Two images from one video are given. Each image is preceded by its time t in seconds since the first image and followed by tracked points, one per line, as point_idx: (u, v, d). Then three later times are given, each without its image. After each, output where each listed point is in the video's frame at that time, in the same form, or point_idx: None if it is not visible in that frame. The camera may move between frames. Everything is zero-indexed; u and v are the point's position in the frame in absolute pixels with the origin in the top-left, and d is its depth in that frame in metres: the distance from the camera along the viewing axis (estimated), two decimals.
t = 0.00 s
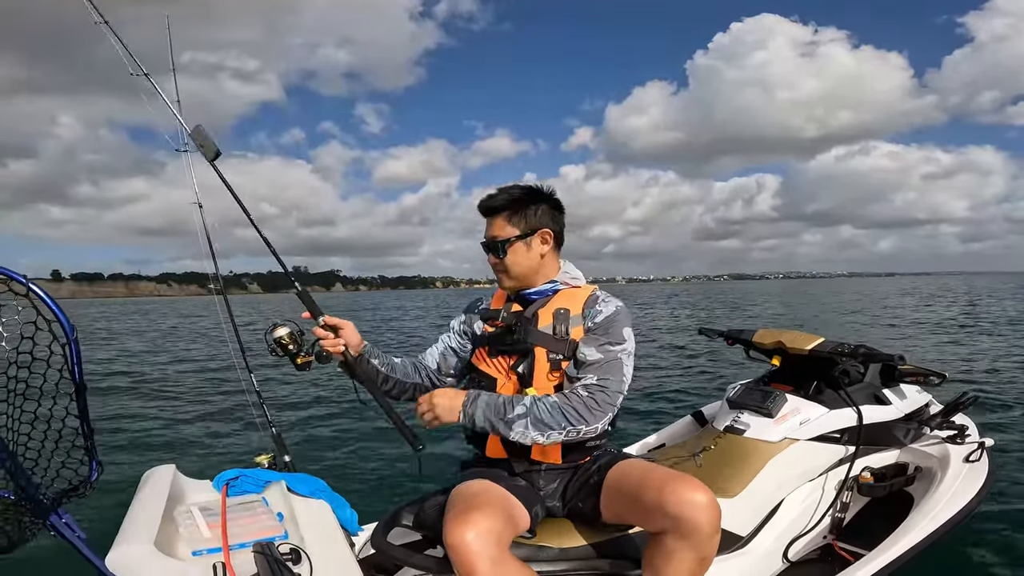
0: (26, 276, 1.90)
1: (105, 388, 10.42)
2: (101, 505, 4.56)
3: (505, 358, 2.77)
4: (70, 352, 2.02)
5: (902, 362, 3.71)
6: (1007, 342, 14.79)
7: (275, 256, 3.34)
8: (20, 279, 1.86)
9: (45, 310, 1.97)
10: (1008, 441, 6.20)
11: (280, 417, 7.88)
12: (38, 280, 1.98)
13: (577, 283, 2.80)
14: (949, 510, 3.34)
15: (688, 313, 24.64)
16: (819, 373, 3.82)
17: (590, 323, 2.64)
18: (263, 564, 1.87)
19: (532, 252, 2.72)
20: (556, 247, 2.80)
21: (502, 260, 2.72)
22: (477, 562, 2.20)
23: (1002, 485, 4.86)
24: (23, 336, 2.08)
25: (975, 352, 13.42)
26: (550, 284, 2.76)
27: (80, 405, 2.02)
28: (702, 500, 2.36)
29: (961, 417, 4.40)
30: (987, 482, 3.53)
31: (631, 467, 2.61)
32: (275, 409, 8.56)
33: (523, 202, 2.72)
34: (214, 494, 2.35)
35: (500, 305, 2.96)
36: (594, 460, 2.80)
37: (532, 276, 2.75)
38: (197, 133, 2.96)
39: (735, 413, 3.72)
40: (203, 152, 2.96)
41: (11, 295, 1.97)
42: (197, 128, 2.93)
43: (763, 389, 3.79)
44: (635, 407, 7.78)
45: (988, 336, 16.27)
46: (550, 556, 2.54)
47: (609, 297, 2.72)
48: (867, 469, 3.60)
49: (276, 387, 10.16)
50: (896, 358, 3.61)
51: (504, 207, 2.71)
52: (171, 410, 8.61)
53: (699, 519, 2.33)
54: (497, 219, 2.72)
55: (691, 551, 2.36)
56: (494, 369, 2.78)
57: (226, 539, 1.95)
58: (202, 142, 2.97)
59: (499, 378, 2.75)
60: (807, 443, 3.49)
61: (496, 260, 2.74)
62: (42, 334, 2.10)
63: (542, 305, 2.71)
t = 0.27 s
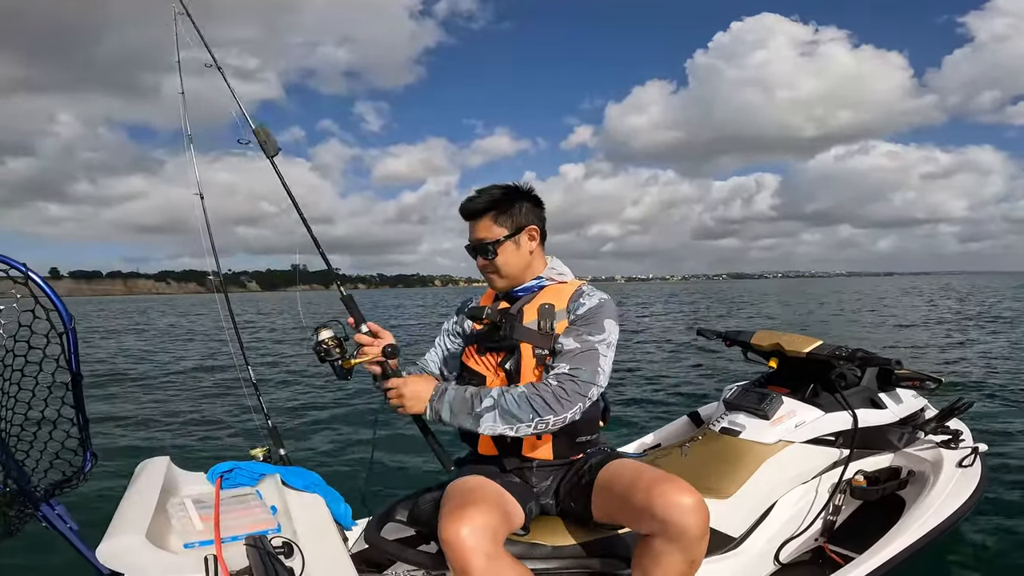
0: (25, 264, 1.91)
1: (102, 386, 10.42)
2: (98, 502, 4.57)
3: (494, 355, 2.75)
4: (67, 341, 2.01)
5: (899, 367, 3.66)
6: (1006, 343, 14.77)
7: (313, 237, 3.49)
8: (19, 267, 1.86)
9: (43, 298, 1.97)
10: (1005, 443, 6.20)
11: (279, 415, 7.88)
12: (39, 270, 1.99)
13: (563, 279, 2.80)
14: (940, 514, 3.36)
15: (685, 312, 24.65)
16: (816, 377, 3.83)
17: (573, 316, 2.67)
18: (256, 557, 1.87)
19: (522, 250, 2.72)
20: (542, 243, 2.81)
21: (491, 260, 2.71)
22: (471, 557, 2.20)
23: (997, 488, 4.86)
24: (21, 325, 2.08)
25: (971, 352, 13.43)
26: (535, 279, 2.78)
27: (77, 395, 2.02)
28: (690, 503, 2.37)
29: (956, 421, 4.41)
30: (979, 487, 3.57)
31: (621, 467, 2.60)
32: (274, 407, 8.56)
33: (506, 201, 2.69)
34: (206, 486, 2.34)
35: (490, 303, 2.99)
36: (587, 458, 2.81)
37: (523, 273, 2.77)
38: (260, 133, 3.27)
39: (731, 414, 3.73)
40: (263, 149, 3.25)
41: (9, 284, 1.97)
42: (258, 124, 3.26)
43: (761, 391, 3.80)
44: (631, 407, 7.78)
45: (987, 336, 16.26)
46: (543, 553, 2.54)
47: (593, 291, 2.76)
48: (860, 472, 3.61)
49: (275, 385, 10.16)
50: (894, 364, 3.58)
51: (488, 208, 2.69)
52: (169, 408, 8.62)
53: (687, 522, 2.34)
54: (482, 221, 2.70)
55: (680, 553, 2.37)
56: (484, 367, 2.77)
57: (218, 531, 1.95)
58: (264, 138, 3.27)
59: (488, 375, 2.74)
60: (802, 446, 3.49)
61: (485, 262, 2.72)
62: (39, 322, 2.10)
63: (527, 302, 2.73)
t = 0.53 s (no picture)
0: (24, 258, 1.90)
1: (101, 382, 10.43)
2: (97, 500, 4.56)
3: (486, 355, 2.76)
4: (64, 335, 2.00)
5: (897, 370, 3.64)
6: (1005, 343, 14.78)
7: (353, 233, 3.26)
8: (17, 260, 1.85)
9: (42, 292, 1.96)
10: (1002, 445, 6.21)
11: (278, 414, 7.89)
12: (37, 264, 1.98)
13: (552, 276, 2.78)
14: (937, 515, 3.38)
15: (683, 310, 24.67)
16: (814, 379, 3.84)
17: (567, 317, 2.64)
18: (252, 553, 1.86)
19: (501, 250, 2.71)
20: (526, 241, 2.79)
21: (473, 260, 2.72)
22: (468, 555, 2.20)
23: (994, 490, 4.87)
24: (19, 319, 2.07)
25: (968, 352, 13.45)
26: (523, 279, 2.74)
27: (74, 389, 2.01)
28: (691, 500, 2.38)
29: (953, 424, 4.41)
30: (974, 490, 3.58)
31: (620, 465, 2.61)
32: (273, 405, 8.56)
33: (489, 201, 2.71)
34: (203, 482, 2.34)
35: (478, 304, 2.94)
36: (586, 457, 2.80)
37: (504, 273, 2.75)
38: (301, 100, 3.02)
39: (729, 414, 3.73)
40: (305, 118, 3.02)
41: (7, 277, 1.96)
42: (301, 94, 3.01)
43: (758, 392, 3.80)
44: (629, 406, 7.78)
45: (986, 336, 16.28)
46: (539, 552, 2.55)
47: (585, 288, 2.74)
48: (856, 474, 3.60)
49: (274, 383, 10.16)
50: (891, 366, 3.56)
51: (471, 208, 2.71)
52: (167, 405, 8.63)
53: (688, 519, 2.35)
54: (464, 221, 2.72)
55: (679, 550, 2.38)
56: (477, 367, 2.78)
57: (213, 528, 1.95)
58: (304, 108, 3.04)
59: (482, 376, 2.75)
60: (797, 447, 3.49)
61: (467, 261, 2.73)
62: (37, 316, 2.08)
63: (518, 301, 2.69)
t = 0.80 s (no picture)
0: (23, 262, 1.89)
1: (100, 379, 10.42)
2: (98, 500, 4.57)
3: (485, 358, 2.76)
4: (65, 338, 2.00)
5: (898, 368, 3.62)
6: (1004, 343, 14.79)
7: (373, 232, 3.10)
8: (17, 264, 1.84)
9: (41, 295, 1.95)
10: (1003, 443, 6.21)
11: (278, 411, 7.88)
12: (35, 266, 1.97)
13: (548, 277, 2.79)
14: (939, 513, 3.38)
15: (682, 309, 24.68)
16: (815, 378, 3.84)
17: (566, 318, 2.63)
18: (254, 555, 1.86)
19: (495, 247, 2.72)
20: (524, 245, 2.79)
21: (465, 252, 2.75)
22: (468, 556, 2.20)
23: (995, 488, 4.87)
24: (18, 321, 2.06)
25: (967, 352, 13.46)
26: (521, 281, 2.73)
27: (74, 392, 2.01)
28: (694, 496, 2.38)
29: (955, 421, 4.42)
30: (976, 488, 3.57)
31: (622, 464, 2.61)
32: (273, 402, 8.54)
33: (493, 198, 2.74)
34: (205, 485, 2.34)
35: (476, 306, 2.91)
36: (586, 457, 2.80)
37: (493, 272, 2.75)
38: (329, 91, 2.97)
39: (729, 414, 3.73)
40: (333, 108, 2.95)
41: (8, 280, 1.96)
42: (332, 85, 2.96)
43: (759, 391, 3.79)
44: (629, 405, 7.79)
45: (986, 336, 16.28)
46: (541, 552, 2.54)
47: (582, 288, 2.71)
48: (858, 472, 3.61)
49: (274, 381, 10.15)
50: (893, 364, 3.57)
51: (476, 201, 2.74)
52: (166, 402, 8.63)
53: (690, 516, 2.35)
54: (468, 212, 2.76)
55: (682, 546, 2.38)
56: (476, 370, 2.77)
57: (216, 530, 1.95)
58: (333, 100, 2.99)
59: (482, 379, 2.74)
60: (799, 445, 3.49)
61: (459, 252, 2.76)
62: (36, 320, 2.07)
63: (515, 303, 2.67)
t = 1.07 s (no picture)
0: (24, 272, 1.86)
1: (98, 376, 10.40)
2: (98, 495, 4.55)
3: (489, 364, 2.74)
4: (66, 348, 1.98)
5: (899, 366, 3.64)
6: (1002, 343, 14.82)
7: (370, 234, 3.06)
8: (16, 274, 1.81)
9: (40, 304, 1.92)
10: (1001, 442, 6.23)
11: (277, 408, 7.87)
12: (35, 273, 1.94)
13: (553, 283, 2.76)
14: (944, 511, 3.38)
15: (681, 308, 24.68)
16: (816, 377, 3.84)
17: (572, 325, 2.63)
18: (259, 564, 1.85)
19: (502, 250, 2.72)
20: (530, 250, 2.79)
21: (471, 255, 2.74)
22: (469, 564, 2.20)
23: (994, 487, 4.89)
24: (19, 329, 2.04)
25: (966, 352, 13.48)
26: (524, 286, 2.74)
27: (76, 402, 1.99)
28: (697, 498, 2.37)
29: (957, 420, 4.42)
30: (982, 485, 3.60)
31: (626, 467, 2.60)
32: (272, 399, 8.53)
33: (502, 200, 2.74)
34: (210, 493, 2.33)
35: (478, 313, 2.89)
36: (589, 461, 2.79)
37: (497, 275, 2.74)
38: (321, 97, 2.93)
39: (731, 415, 3.72)
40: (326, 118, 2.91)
41: (8, 289, 1.93)
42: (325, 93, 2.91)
43: (761, 392, 3.79)
44: (628, 404, 7.79)
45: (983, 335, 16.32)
46: (546, 557, 2.53)
47: (588, 295, 2.72)
48: (863, 472, 3.64)
49: (273, 377, 10.14)
50: (893, 362, 3.58)
51: (485, 203, 2.74)
52: (165, 399, 8.62)
53: (694, 518, 2.34)
54: (475, 214, 2.75)
55: (687, 548, 2.37)
56: (480, 376, 2.76)
57: (221, 538, 1.94)
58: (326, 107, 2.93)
59: (486, 385, 2.73)
60: (802, 446, 3.49)
61: (466, 255, 2.75)
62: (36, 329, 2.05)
63: (521, 309, 2.68)
